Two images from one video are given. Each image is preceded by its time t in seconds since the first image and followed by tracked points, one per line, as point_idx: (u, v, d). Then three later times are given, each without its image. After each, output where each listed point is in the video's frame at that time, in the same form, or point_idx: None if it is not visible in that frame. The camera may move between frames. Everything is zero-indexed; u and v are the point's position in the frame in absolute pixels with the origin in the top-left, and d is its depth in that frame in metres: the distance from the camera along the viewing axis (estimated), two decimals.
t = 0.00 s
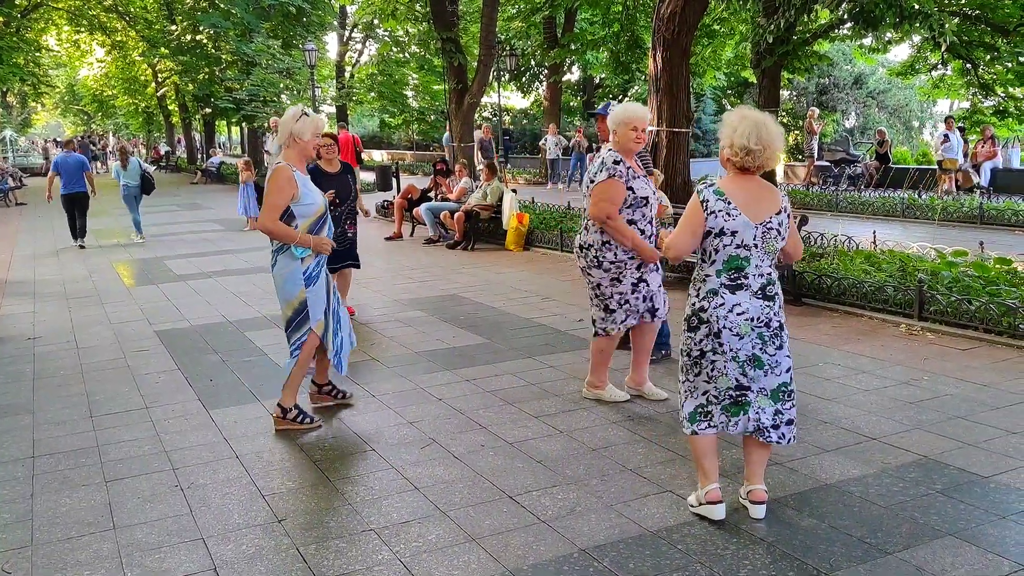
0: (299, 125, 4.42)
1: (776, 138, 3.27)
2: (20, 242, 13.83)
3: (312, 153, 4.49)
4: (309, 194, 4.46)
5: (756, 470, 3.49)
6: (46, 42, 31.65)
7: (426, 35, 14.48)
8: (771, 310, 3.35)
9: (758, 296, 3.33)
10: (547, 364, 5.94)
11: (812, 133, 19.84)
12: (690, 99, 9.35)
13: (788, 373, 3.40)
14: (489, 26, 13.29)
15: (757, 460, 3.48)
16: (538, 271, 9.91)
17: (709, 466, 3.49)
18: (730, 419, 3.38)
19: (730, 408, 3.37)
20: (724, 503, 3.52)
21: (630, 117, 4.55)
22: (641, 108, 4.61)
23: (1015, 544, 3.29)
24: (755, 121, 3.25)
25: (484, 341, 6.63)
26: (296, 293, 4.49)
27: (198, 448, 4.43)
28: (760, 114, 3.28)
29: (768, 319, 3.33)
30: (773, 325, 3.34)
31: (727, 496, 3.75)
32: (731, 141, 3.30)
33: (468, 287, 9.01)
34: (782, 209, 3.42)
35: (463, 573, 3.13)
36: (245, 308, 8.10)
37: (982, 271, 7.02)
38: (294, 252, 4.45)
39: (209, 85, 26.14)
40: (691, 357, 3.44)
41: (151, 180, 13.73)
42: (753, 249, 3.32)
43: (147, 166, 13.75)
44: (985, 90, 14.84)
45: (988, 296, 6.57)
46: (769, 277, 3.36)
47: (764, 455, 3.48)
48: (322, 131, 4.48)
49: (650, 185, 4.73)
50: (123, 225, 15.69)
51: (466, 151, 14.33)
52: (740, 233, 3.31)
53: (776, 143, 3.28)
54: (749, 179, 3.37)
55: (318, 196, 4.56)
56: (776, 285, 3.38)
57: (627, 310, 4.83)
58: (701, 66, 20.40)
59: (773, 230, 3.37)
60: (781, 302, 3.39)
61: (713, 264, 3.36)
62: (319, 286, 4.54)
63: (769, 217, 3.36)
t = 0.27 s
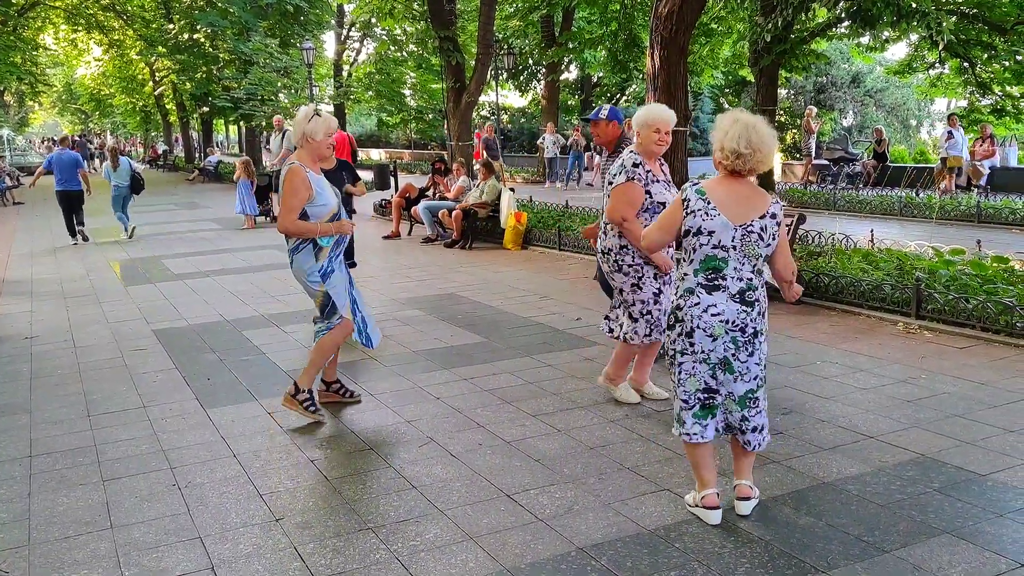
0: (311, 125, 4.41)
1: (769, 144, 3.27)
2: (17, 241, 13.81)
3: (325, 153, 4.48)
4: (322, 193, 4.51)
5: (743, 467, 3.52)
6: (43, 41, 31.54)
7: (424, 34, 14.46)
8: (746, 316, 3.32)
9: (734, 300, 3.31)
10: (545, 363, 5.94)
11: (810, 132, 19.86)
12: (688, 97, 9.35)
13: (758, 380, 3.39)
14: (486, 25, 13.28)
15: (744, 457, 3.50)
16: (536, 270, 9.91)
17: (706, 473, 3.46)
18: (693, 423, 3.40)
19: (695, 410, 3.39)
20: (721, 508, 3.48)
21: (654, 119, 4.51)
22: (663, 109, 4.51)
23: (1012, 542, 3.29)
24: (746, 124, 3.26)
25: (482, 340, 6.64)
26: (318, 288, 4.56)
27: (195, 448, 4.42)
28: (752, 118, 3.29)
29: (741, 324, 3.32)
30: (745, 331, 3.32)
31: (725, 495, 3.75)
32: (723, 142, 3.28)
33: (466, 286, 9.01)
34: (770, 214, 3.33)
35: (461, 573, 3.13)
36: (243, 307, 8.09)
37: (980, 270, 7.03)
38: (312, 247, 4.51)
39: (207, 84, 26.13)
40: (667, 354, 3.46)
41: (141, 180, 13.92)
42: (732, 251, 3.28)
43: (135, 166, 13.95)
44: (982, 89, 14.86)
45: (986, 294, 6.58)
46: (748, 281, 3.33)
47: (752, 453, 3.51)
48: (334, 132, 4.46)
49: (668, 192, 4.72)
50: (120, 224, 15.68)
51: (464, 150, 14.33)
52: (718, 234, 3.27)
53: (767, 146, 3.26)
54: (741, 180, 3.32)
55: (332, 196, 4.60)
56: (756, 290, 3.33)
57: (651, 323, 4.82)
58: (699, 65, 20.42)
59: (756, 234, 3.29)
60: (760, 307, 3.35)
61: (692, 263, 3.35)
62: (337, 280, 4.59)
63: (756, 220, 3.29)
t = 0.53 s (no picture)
0: (321, 127, 4.53)
1: (763, 145, 3.26)
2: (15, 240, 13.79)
3: (334, 157, 4.62)
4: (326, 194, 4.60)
5: (752, 464, 3.49)
6: (40, 40, 31.48)
7: (422, 33, 14.45)
8: (740, 316, 3.31)
9: (728, 300, 3.30)
10: (543, 362, 5.94)
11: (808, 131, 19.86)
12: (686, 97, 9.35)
13: (745, 381, 3.37)
14: (485, 24, 13.27)
15: (752, 455, 3.49)
16: (534, 269, 9.91)
17: (704, 472, 3.46)
18: (680, 426, 3.36)
19: (682, 412, 3.36)
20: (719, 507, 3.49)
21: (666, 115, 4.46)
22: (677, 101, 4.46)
23: (1010, 540, 3.29)
24: (740, 124, 3.26)
25: (480, 340, 6.64)
26: (324, 291, 4.67)
27: (192, 447, 4.42)
28: (746, 117, 3.28)
29: (735, 324, 3.30)
30: (738, 331, 3.31)
31: (723, 494, 3.75)
32: (715, 142, 3.29)
33: (464, 285, 9.01)
34: (766, 212, 3.32)
35: (460, 572, 3.13)
36: (241, 306, 8.08)
37: (978, 269, 7.03)
38: (316, 249, 4.61)
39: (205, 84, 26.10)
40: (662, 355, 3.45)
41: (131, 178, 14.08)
42: (728, 251, 3.28)
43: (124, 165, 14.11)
44: (980, 88, 14.87)
45: (984, 293, 6.58)
46: (744, 281, 3.32)
47: (759, 449, 3.50)
48: (343, 135, 4.58)
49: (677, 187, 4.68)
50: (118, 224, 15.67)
51: (462, 149, 14.32)
52: (713, 234, 3.26)
53: (760, 146, 3.25)
54: (735, 180, 3.31)
55: (339, 198, 4.69)
56: (752, 291, 3.32)
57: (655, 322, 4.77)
58: (697, 64, 20.41)
59: (752, 233, 3.29)
60: (755, 308, 3.33)
61: (688, 263, 3.35)
62: (346, 281, 4.62)
63: (751, 219, 3.28)
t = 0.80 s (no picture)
0: (323, 124, 4.40)
1: (778, 137, 3.24)
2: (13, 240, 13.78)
3: (338, 152, 4.47)
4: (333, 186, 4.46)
5: (778, 468, 3.48)
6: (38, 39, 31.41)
7: (420, 32, 14.44)
8: (768, 311, 3.30)
9: (757, 295, 3.28)
10: (542, 361, 5.94)
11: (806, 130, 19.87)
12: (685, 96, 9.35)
13: (770, 376, 3.37)
14: (483, 23, 13.27)
15: (777, 457, 3.48)
16: (533, 269, 9.90)
17: (706, 471, 3.45)
18: (703, 418, 3.35)
19: (711, 407, 3.33)
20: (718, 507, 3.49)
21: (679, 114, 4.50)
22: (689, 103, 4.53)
23: (1009, 539, 3.30)
24: (757, 119, 3.24)
25: (479, 339, 6.63)
26: (324, 287, 4.50)
27: (191, 447, 4.41)
28: (761, 112, 3.26)
29: (763, 319, 3.29)
30: (766, 326, 3.30)
31: (721, 494, 3.75)
32: (732, 134, 3.27)
33: (463, 284, 9.01)
34: (785, 208, 3.34)
35: (458, 571, 3.12)
36: (240, 306, 8.08)
37: (976, 268, 7.03)
38: (320, 243, 4.47)
39: (203, 83, 26.08)
40: (684, 352, 3.40)
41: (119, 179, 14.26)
42: (757, 248, 3.26)
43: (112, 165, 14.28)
44: (978, 87, 14.89)
45: (982, 292, 6.58)
46: (770, 277, 3.31)
47: (783, 451, 3.49)
48: (348, 130, 4.45)
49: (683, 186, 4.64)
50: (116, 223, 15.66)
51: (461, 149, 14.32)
52: (742, 231, 3.23)
53: (778, 141, 3.25)
54: (752, 174, 3.30)
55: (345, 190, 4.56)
56: (777, 286, 3.32)
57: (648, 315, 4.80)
58: (695, 64, 20.44)
59: (776, 228, 3.30)
60: (779, 302, 3.34)
61: (715, 261, 3.30)
62: (347, 279, 4.47)
63: (772, 216, 3.29)
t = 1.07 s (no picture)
0: (327, 117, 4.39)
1: (786, 136, 3.23)
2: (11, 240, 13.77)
3: (342, 146, 4.46)
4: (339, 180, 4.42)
5: (778, 469, 3.47)
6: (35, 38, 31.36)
7: (418, 32, 14.44)
8: (796, 306, 3.31)
9: (784, 292, 3.29)
10: (541, 361, 5.94)
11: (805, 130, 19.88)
12: (683, 95, 9.35)
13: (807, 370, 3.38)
14: (482, 23, 13.27)
15: (779, 459, 3.47)
16: (532, 268, 9.90)
17: (737, 464, 3.49)
18: (759, 421, 3.34)
19: (758, 409, 3.33)
20: (753, 499, 3.53)
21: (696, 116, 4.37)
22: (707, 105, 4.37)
23: (1007, 539, 3.30)
24: (768, 118, 3.22)
25: (478, 339, 6.63)
26: (324, 283, 4.44)
27: (190, 447, 4.41)
28: (771, 111, 3.25)
29: (794, 314, 3.31)
30: (797, 321, 3.32)
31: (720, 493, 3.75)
32: (740, 136, 3.25)
33: (462, 284, 9.01)
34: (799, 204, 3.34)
35: (456, 571, 3.12)
36: (238, 305, 8.07)
37: (974, 268, 7.03)
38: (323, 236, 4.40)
39: (201, 82, 26.07)
40: (717, 358, 3.37)
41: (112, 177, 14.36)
42: (779, 245, 3.27)
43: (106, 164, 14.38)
44: (976, 87, 14.89)
45: (980, 292, 6.58)
46: (793, 272, 3.33)
47: (785, 452, 3.47)
48: (351, 126, 4.45)
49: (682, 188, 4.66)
50: (114, 223, 15.65)
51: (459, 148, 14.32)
52: (766, 230, 3.23)
53: (789, 139, 3.24)
54: (763, 174, 3.28)
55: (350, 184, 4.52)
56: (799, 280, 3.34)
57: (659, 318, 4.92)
58: (694, 63, 20.45)
59: (794, 223, 3.31)
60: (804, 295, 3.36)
61: (741, 264, 3.29)
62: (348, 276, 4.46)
63: (788, 212, 3.27)
